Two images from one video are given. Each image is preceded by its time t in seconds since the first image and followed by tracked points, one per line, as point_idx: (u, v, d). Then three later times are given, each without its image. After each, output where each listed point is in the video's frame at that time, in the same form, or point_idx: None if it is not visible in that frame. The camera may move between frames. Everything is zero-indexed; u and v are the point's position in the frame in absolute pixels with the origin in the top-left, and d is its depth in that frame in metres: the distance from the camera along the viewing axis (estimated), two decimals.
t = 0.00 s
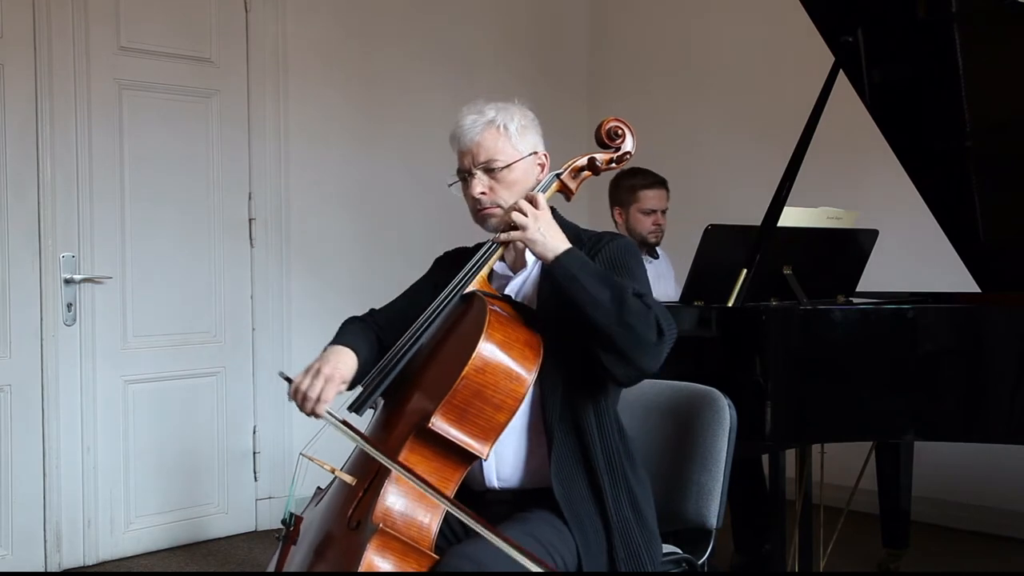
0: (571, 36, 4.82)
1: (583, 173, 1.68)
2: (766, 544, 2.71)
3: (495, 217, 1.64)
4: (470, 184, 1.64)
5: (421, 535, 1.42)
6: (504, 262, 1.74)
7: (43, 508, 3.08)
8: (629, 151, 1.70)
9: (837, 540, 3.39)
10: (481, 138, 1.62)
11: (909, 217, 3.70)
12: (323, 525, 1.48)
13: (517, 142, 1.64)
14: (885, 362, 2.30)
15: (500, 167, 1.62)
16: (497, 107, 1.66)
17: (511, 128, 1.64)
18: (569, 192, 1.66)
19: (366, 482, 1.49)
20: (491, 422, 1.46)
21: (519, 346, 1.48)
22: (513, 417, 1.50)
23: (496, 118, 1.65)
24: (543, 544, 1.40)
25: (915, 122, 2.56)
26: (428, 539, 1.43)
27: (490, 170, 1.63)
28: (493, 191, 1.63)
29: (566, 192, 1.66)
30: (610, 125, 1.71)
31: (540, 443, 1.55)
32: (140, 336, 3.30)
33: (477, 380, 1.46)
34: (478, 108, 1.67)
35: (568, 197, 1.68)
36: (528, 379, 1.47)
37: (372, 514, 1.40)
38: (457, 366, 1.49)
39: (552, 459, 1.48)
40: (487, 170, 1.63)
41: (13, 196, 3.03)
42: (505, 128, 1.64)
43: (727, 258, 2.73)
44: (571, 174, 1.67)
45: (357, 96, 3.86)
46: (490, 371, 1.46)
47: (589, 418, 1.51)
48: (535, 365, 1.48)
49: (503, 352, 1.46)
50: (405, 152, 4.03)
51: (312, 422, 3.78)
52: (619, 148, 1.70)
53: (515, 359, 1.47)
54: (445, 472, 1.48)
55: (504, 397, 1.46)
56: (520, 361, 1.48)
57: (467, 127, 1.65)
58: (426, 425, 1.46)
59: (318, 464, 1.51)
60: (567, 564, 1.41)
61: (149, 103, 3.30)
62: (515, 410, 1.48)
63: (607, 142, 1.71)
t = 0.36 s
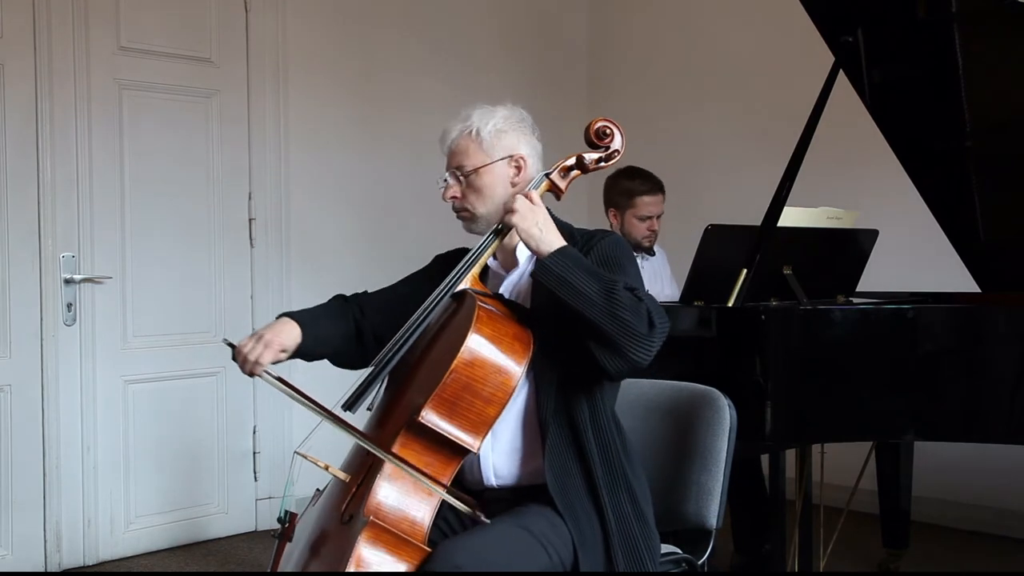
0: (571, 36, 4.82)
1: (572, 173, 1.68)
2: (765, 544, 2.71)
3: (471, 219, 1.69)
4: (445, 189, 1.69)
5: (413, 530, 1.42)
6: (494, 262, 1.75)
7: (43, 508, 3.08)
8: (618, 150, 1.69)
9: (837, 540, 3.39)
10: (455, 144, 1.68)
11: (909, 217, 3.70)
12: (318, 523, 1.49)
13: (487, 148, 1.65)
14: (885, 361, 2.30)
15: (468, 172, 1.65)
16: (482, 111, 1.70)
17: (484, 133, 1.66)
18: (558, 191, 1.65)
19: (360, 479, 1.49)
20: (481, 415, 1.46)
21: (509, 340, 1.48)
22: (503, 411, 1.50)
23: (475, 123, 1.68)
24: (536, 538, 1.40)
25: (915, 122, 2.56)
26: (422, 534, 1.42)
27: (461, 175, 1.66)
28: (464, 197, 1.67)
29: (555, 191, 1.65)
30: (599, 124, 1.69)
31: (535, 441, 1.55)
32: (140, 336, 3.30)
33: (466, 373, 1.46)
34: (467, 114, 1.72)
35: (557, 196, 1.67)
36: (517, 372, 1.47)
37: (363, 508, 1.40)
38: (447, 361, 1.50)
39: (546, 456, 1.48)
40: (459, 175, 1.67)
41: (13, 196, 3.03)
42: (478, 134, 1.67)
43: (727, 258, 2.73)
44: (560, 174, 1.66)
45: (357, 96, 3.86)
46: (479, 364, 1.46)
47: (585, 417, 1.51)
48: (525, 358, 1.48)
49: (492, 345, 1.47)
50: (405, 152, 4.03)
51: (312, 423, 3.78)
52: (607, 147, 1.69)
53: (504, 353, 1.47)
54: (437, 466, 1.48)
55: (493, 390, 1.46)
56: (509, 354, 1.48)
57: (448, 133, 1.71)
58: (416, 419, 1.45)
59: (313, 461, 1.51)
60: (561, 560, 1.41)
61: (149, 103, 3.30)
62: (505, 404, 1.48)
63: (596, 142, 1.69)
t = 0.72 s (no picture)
0: (571, 36, 4.82)
1: (569, 173, 1.67)
2: (765, 544, 2.71)
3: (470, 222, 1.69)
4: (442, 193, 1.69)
5: (413, 529, 1.42)
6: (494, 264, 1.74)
7: (43, 508, 3.08)
8: (615, 150, 1.69)
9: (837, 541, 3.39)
10: (450, 147, 1.68)
11: (909, 217, 3.70)
12: (318, 523, 1.49)
13: (482, 149, 1.66)
14: (885, 362, 2.30)
15: (464, 175, 1.66)
16: (475, 115, 1.70)
17: (478, 135, 1.66)
18: (555, 191, 1.64)
19: (359, 477, 1.49)
20: (480, 414, 1.46)
21: (507, 339, 1.48)
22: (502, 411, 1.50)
23: (469, 126, 1.68)
24: (536, 538, 1.40)
25: (916, 122, 2.56)
26: (421, 533, 1.42)
27: (457, 178, 1.66)
28: (461, 199, 1.67)
29: (552, 191, 1.64)
30: (595, 125, 1.69)
31: (532, 444, 1.54)
32: (140, 335, 3.30)
33: (465, 373, 1.46)
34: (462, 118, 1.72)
35: (555, 197, 1.66)
36: (516, 372, 1.47)
37: (363, 507, 1.40)
38: (445, 360, 1.50)
39: (541, 457, 1.48)
40: (455, 178, 1.67)
41: (13, 196, 3.03)
42: (472, 136, 1.67)
43: (726, 257, 2.73)
44: (557, 174, 1.65)
45: (357, 96, 3.86)
46: (477, 363, 1.46)
47: (580, 417, 1.50)
48: (524, 357, 1.48)
49: (490, 345, 1.46)
50: (405, 152, 4.03)
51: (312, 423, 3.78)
52: (604, 147, 1.68)
53: (502, 353, 1.47)
54: (436, 465, 1.47)
55: (491, 389, 1.46)
56: (507, 353, 1.48)
57: (443, 138, 1.71)
58: (415, 418, 1.46)
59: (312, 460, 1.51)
60: (561, 560, 1.41)
61: (149, 103, 3.30)
62: (504, 403, 1.48)
63: (592, 143, 1.69)
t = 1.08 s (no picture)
0: (571, 35, 4.82)
1: (580, 172, 1.69)
2: (765, 544, 2.71)
3: (489, 214, 1.65)
4: (464, 181, 1.64)
5: (420, 535, 1.43)
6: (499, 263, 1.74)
7: (43, 508, 3.08)
8: (626, 149, 1.70)
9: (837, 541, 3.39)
10: (475, 134, 1.64)
11: (909, 217, 3.70)
12: (322, 525, 1.49)
13: (510, 140, 1.64)
14: (885, 362, 2.30)
15: (493, 163, 1.63)
16: (494, 106, 1.68)
17: (506, 126, 1.65)
18: (566, 190, 1.66)
19: (365, 481, 1.48)
20: (490, 422, 1.46)
21: (517, 345, 1.48)
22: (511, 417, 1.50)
23: (492, 116, 1.66)
24: (541, 543, 1.40)
25: (916, 121, 2.56)
26: (428, 539, 1.43)
27: (483, 167, 1.63)
28: (486, 188, 1.63)
29: (562, 191, 1.67)
30: (607, 123, 1.71)
31: (537, 451, 1.54)
32: (140, 335, 3.30)
33: (476, 380, 1.45)
34: (476, 108, 1.69)
35: (564, 196, 1.68)
36: (527, 378, 1.47)
37: (371, 515, 1.41)
38: (456, 365, 1.49)
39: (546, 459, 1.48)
40: (481, 167, 1.63)
41: (13, 196, 3.03)
42: (499, 127, 1.65)
43: (726, 257, 2.73)
44: (568, 173, 1.68)
45: (357, 95, 3.86)
46: (489, 370, 1.46)
47: (583, 421, 1.50)
48: (535, 365, 1.48)
49: (501, 351, 1.46)
50: (405, 152, 4.03)
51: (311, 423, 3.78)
52: (615, 147, 1.70)
53: (513, 359, 1.47)
54: (444, 471, 1.47)
55: (503, 396, 1.46)
56: (517, 360, 1.47)
57: (462, 125, 1.66)
58: (425, 424, 1.46)
59: (317, 464, 1.51)
60: (566, 564, 1.41)
61: (149, 103, 3.30)
62: (514, 410, 1.47)
63: (604, 141, 1.71)
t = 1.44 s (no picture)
0: (571, 35, 4.82)
1: (585, 173, 1.70)
2: (766, 544, 2.71)
3: (492, 214, 1.65)
4: (466, 181, 1.65)
5: (422, 537, 1.42)
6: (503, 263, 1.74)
7: (43, 508, 3.08)
8: (630, 151, 1.71)
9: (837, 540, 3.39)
10: (476, 135, 1.64)
11: (909, 217, 3.70)
12: (324, 525, 1.49)
13: (512, 140, 1.64)
14: (886, 362, 2.30)
15: (495, 163, 1.63)
16: (496, 106, 1.68)
17: (507, 126, 1.65)
18: (570, 191, 1.67)
19: (368, 483, 1.48)
20: (494, 424, 1.46)
21: (522, 348, 1.47)
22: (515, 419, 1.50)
23: (494, 116, 1.66)
24: (543, 544, 1.40)
25: (916, 121, 2.56)
26: (431, 541, 1.42)
27: (485, 167, 1.63)
28: (488, 188, 1.64)
29: (567, 192, 1.68)
30: (612, 124, 1.71)
31: (539, 452, 1.55)
32: (140, 335, 3.30)
33: (480, 382, 1.45)
34: (478, 108, 1.69)
35: (569, 197, 1.69)
36: (530, 380, 1.47)
37: (374, 517, 1.40)
38: (460, 368, 1.50)
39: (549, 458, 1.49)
40: (483, 167, 1.64)
41: (13, 196, 3.03)
42: (500, 127, 1.65)
43: (726, 257, 2.73)
44: (572, 174, 1.68)
45: (358, 95, 3.86)
46: (492, 372, 1.45)
47: (585, 421, 1.51)
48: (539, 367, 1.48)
49: (505, 353, 1.46)
50: (405, 152, 4.03)
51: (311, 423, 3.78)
52: (620, 147, 1.70)
53: (517, 361, 1.46)
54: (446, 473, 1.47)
55: (506, 398, 1.46)
56: (522, 363, 1.47)
57: (464, 125, 1.67)
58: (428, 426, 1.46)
59: (318, 463, 1.50)
60: (567, 564, 1.41)
61: (149, 103, 3.30)
62: (518, 412, 1.47)
63: (608, 141, 1.71)
